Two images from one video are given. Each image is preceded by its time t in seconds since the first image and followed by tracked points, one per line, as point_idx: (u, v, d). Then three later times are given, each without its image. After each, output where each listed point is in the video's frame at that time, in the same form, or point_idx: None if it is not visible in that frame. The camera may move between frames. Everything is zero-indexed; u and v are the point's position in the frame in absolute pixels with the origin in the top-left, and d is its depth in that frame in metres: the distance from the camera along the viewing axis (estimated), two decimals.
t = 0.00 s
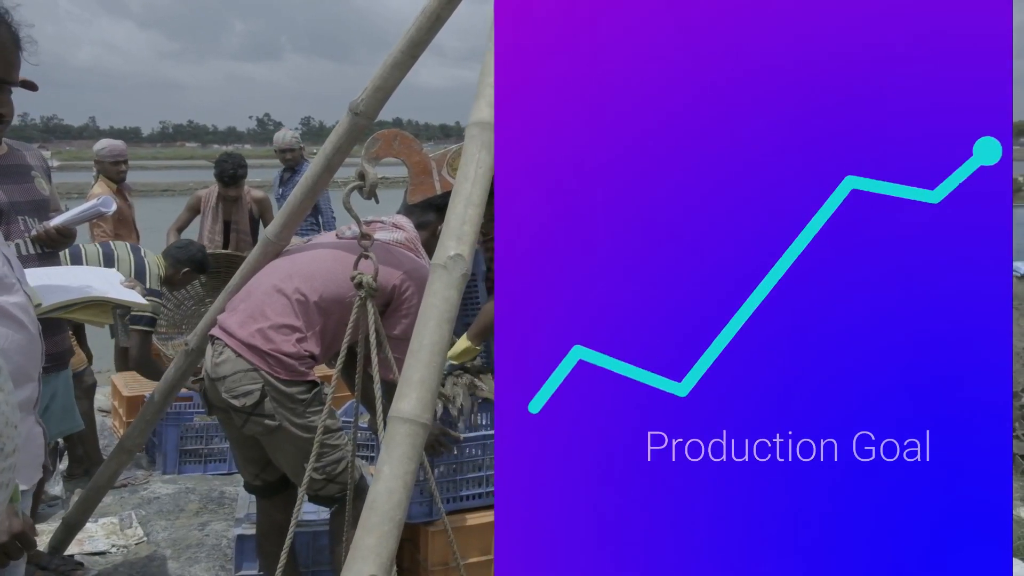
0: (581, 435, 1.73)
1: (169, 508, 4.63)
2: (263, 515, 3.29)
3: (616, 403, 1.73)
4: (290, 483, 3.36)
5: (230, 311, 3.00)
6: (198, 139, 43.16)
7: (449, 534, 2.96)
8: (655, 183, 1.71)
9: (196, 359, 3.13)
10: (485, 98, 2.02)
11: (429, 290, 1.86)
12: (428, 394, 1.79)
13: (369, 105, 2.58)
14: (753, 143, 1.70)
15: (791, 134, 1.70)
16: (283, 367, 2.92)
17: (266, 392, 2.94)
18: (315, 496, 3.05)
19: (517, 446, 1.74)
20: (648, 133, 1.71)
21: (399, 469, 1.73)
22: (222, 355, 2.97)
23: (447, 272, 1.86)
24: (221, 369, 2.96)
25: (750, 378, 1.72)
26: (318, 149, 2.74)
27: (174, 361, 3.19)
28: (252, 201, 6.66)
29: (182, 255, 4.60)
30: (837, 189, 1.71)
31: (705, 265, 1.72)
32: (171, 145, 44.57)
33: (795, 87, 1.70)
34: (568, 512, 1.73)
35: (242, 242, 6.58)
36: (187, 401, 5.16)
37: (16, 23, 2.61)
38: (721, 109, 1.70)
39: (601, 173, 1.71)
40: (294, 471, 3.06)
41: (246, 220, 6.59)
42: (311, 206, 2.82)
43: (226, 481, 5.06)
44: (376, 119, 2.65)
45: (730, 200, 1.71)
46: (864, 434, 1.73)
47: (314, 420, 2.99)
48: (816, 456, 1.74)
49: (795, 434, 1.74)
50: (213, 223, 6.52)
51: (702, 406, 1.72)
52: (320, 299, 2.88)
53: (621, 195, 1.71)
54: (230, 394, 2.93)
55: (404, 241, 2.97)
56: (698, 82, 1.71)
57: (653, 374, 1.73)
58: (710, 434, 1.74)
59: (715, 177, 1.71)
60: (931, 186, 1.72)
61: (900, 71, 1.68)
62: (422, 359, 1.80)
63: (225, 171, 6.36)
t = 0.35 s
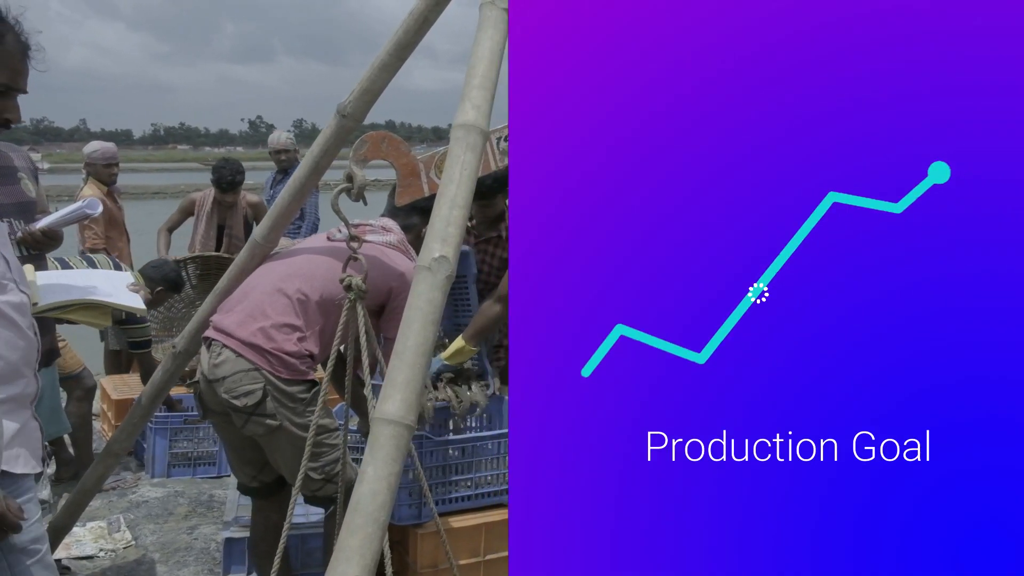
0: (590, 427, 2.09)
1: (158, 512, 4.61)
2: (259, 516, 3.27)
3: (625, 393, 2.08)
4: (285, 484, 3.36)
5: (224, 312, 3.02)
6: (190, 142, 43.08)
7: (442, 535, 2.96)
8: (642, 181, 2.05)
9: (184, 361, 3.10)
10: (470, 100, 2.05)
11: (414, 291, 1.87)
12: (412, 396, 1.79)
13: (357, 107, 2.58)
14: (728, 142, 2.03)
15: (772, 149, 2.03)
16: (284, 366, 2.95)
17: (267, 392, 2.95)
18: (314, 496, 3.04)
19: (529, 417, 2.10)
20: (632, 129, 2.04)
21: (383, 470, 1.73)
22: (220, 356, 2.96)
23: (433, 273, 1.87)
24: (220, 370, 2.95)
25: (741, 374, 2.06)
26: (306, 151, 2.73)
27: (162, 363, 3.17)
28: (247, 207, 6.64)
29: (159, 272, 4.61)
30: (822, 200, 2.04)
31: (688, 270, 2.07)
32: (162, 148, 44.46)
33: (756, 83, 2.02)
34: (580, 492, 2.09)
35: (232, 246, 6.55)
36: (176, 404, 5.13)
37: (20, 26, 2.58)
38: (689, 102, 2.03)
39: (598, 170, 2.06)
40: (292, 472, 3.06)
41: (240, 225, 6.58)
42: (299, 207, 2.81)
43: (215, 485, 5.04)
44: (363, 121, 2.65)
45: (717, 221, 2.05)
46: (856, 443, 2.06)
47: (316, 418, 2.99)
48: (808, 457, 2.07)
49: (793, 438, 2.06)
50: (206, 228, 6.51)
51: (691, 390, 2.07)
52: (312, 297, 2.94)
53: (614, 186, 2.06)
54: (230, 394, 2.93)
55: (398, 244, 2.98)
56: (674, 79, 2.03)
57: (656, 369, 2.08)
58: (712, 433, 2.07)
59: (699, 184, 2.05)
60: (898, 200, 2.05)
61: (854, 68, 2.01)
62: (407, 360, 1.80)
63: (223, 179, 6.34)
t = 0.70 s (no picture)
0: (596, 425, 2.35)
1: (137, 516, 4.58)
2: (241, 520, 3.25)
3: (628, 394, 2.35)
4: (268, 487, 3.35)
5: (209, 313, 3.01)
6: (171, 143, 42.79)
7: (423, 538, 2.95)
8: (642, 182, 2.31)
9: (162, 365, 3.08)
10: (448, 102, 2.05)
11: (392, 293, 1.87)
12: (390, 397, 1.79)
13: (336, 109, 2.57)
14: (721, 148, 2.29)
15: (771, 151, 2.28)
16: (282, 368, 2.96)
17: (264, 395, 2.95)
18: (307, 498, 3.03)
19: (528, 419, 2.36)
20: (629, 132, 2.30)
21: (359, 473, 1.73)
22: (214, 359, 2.95)
23: (410, 275, 1.87)
24: (214, 373, 2.94)
25: (739, 373, 2.32)
26: (285, 152, 2.72)
27: (139, 366, 3.13)
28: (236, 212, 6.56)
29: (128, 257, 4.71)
30: (820, 204, 2.29)
31: (687, 274, 2.33)
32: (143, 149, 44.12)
33: (756, 83, 2.26)
34: (579, 490, 2.35)
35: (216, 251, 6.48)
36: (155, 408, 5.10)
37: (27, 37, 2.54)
38: (686, 102, 2.28)
39: (601, 170, 2.32)
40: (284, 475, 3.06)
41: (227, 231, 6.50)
42: (279, 210, 2.80)
43: (196, 488, 5.01)
44: (343, 123, 2.64)
45: (715, 229, 2.31)
46: (855, 444, 2.31)
47: (310, 420, 2.98)
48: (807, 457, 2.32)
49: (792, 438, 2.31)
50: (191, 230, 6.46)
51: (687, 391, 2.33)
52: (301, 304, 2.96)
53: (613, 187, 2.32)
54: (226, 397, 2.92)
55: (381, 248, 2.99)
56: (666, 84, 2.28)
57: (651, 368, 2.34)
58: (711, 434, 2.33)
59: (702, 183, 2.31)
60: (908, 199, 2.29)
61: (854, 68, 2.24)
62: (384, 362, 1.80)
63: (214, 185, 6.29)
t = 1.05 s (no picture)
0: (596, 426, 2.57)
1: (122, 517, 4.56)
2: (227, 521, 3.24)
3: (628, 393, 2.57)
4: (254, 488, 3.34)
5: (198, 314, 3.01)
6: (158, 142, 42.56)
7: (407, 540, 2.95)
8: (641, 182, 2.52)
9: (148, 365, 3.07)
10: (436, 102, 2.06)
11: (378, 293, 1.87)
12: (376, 397, 1.79)
13: (324, 108, 2.58)
14: (726, 145, 2.50)
15: (769, 150, 2.50)
16: (270, 368, 2.95)
17: (252, 395, 2.94)
18: (292, 498, 3.02)
19: (528, 419, 2.59)
20: (627, 131, 2.50)
21: (345, 470, 1.74)
22: (201, 359, 2.94)
23: (396, 274, 1.88)
24: (201, 373, 2.93)
25: (740, 374, 2.54)
26: (272, 151, 2.72)
27: (124, 366, 3.12)
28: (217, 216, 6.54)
29: (115, 248, 4.97)
30: (822, 203, 2.51)
31: (687, 274, 2.54)
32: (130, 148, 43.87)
33: (756, 83, 2.47)
34: (579, 489, 2.58)
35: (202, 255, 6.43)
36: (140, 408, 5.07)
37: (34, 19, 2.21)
38: (687, 100, 2.49)
39: (595, 169, 2.52)
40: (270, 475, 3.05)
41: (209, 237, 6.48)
42: (266, 209, 2.79)
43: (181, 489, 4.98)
44: (330, 123, 2.64)
45: (712, 229, 2.53)
46: (855, 443, 2.53)
47: (297, 420, 2.97)
48: (807, 457, 2.54)
49: (792, 438, 2.54)
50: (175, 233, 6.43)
51: (687, 393, 2.55)
52: (288, 305, 2.96)
53: (613, 187, 2.53)
54: (213, 397, 2.91)
55: (365, 245, 2.99)
56: (674, 77, 2.48)
57: (652, 365, 2.56)
58: (711, 434, 2.54)
59: (699, 184, 2.52)
60: (909, 198, 2.51)
61: (854, 68, 2.46)
62: (370, 362, 1.80)
63: (189, 193, 6.24)
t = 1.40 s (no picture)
0: (596, 426, 2.85)
1: (110, 517, 4.54)
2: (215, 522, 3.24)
3: (628, 393, 2.84)
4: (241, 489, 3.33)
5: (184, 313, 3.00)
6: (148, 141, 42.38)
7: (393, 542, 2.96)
8: (641, 182, 2.78)
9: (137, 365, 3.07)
10: (426, 103, 2.06)
11: (367, 293, 1.87)
12: (364, 396, 1.80)
13: (315, 109, 2.58)
14: (726, 145, 2.77)
15: (769, 150, 2.75)
16: (254, 368, 2.95)
17: (237, 395, 2.94)
18: (278, 499, 3.02)
19: (527, 420, 2.87)
20: (628, 131, 2.75)
21: (333, 470, 1.74)
22: (185, 360, 2.95)
23: (386, 275, 1.88)
24: (185, 373, 2.94)
25: (739, 373, 2.82)
26: (263, 152, 2.72)
27: (114, 366, 3.10)
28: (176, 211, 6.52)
29: (108, 248, 4.92)
30: (823, 201, 2.77)
31: (683, 275, 2.82)
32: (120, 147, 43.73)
33: (756, 83, 2.72)
34: (579, 488, 2.87)
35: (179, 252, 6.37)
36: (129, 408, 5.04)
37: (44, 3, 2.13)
38: (687, 100, 2.74)
39: (594, 169, 2.77)
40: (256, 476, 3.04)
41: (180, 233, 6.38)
42: (256, 209, 2.79)
43: (170, 489, 4.96)
44: (321, 123, 2.64)
45: (711, 229, 2.80)
46: (856, 444, 2.80)
47: (281, 421, 2.97)
48: (807, 457, 2.82)
49: (792, 438, 2.82)
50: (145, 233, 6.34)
51: (687, 392, 2.83)
52: (276, 305, 2.96)
53: (613, 187, 2.78)
54: (198, 397, 2.91)
55: (354, 245, 2.99)
56: (676, 76, 2.74)
57: (651, 363, 2.83)
58: (710, 434, 2.83)
59: (698, 185, 2.79)
60: (908, 199, 2.76)
61: (854, 69, 2.70)
62: (359, 362, 1.80)
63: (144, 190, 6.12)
